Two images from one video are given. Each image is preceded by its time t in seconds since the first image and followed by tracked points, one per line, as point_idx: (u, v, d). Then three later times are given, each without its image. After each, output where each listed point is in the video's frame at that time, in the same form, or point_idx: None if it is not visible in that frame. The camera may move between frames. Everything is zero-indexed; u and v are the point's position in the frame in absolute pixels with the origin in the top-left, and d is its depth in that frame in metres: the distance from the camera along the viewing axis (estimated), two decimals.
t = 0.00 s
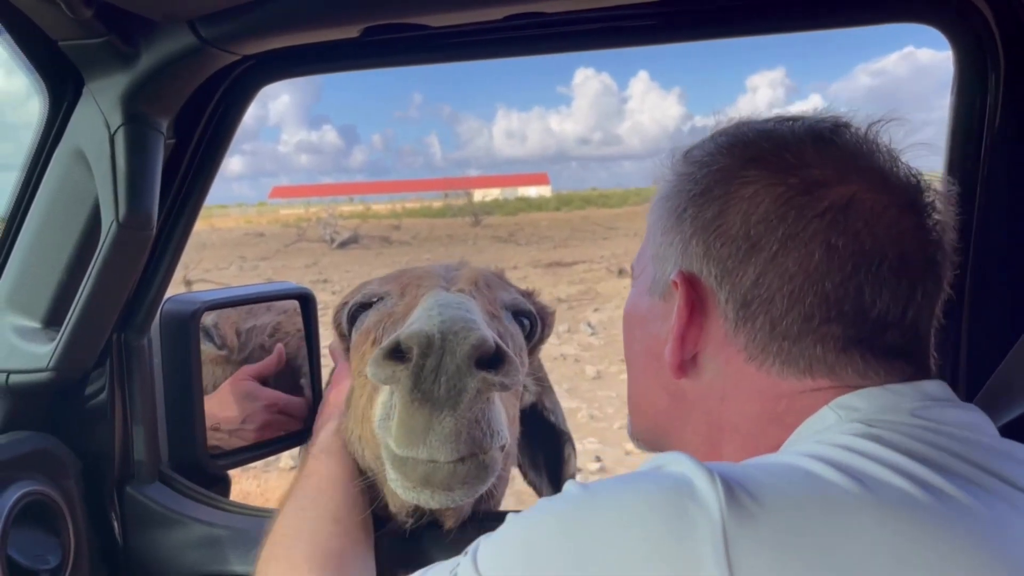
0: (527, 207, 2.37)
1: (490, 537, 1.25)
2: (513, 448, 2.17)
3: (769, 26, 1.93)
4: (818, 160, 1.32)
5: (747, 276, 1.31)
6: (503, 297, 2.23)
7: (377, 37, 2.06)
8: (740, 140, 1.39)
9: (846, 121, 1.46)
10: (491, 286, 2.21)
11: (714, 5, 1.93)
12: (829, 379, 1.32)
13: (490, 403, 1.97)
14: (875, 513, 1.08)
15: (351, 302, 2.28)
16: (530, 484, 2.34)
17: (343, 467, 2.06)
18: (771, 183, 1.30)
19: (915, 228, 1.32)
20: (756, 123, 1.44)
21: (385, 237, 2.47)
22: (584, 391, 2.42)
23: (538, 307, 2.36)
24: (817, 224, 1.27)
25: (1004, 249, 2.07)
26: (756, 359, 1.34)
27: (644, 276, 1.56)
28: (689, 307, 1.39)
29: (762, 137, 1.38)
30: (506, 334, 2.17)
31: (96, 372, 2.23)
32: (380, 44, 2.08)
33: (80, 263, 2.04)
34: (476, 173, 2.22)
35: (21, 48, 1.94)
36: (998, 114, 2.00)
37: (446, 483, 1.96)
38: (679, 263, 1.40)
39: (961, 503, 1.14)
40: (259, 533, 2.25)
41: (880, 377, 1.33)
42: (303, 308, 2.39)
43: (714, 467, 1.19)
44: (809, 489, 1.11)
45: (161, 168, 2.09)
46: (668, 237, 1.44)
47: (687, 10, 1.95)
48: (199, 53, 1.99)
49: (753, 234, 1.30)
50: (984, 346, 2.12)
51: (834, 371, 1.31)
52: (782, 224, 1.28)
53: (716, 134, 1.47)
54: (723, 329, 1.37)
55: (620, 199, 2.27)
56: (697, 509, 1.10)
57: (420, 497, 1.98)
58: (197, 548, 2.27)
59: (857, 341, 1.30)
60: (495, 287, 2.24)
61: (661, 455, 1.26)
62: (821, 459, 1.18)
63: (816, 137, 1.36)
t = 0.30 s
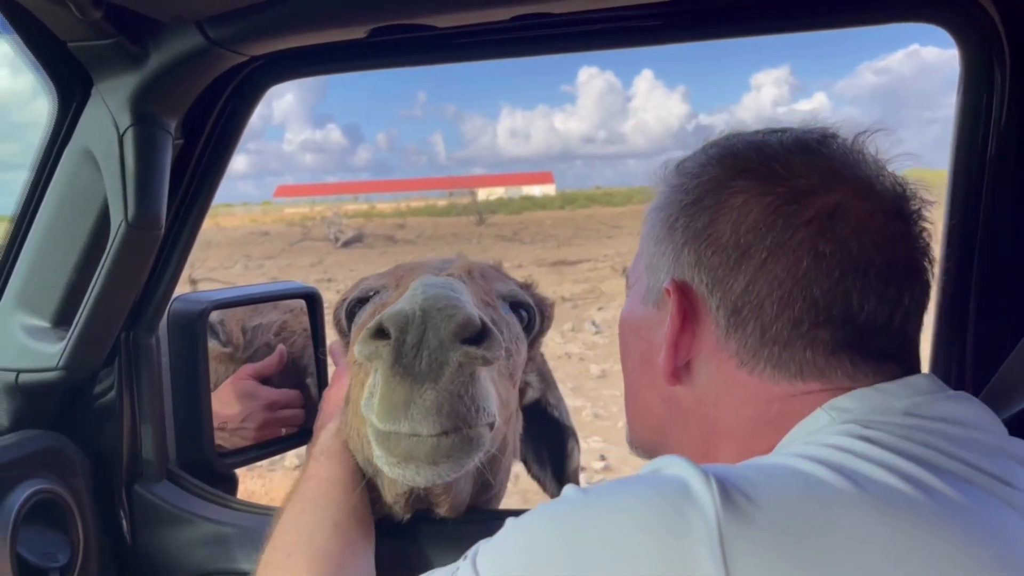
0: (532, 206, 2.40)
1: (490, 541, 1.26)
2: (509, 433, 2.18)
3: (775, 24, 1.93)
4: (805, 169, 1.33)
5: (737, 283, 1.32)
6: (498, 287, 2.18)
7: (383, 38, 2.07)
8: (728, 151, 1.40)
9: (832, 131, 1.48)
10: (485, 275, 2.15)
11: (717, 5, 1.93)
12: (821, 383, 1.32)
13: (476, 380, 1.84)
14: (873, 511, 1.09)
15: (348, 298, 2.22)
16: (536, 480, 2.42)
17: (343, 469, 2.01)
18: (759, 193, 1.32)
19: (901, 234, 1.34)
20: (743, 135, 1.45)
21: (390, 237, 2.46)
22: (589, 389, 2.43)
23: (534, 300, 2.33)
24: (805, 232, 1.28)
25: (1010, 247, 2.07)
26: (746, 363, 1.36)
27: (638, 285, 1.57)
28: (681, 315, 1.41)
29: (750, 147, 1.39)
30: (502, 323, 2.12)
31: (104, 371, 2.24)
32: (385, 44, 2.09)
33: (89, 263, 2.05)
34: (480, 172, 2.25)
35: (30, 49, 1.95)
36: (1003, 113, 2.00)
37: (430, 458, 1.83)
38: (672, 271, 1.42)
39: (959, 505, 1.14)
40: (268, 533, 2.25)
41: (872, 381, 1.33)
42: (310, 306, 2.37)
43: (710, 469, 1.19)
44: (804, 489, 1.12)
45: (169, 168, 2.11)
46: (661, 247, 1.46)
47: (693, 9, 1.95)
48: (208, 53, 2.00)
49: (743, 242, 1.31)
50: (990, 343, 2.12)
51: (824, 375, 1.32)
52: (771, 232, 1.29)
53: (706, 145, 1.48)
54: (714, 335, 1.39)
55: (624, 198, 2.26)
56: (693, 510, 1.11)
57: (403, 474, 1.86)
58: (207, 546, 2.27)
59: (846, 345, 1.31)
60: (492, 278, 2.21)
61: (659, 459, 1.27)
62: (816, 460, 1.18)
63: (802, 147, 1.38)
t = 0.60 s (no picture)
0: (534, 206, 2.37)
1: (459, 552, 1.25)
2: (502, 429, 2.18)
3: (777, 24, 1.92)
4: (774, 176, 1.35)
5: (707, 288, 1.34)
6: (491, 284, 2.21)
7: (383, 37, 2.07)
8: (699, 159, 1.43)
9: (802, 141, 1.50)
10: (478, 272, 2.17)
11: (718, 3, 1.92)
12: (790, 386, 1.34)
13: (464, 373, 1.74)
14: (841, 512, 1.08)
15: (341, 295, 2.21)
16: (538, 480, 2.47)
17: (332, 475, 2.00)
18: (728, 200, 1.34)
19: (868, 240, 1.36)
20: (715, 144, 1.48)
21: (392, 237, 2.47)
22: (591, 389, 2.42)
23: (530, 296, 2.42)
24: (772, 237, 1.31)
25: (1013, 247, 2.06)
26: (715, 366, 1.38)
27: (617, 293, 1.61)
28: (653, 322, 1.43)
29: (721, 155, 1.42)
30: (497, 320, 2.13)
31: (104, 370, 2.24)
32: (385, 43, 2.09)
33: (88, 262, 2.05)
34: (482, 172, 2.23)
35: (30, 48, 1.95)
36: (1006, 111, 1.98)
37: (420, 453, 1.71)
38: (645, 278, 1.45)
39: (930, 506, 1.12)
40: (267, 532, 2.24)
41: (840, 383, 1.35)
42: (310, 304, 2.40)
43: (678, 476, 1.18)
44: (770, 494, 1.11)
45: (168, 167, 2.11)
46: (636, 255, 1.48)
47: (693, 8, 1.95)
48: (208, 51, 2.00)
49: (712, 248, 1.34)
50: (993, 344, 2.11)
51: (793, 378, 1.34)
52: (739, 238, 1.31)
53: (680, 154, 1.51)
54: (686, 341, 1.41)
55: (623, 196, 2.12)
56: (661, 515, 1.10)
57: (390, 469, 1.73)
58: (206, 546, 2.26)
59: (815, 349, 1.33)
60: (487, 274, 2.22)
61: (630, 466, 1.26)
62: (780, 464, 1.17)
63: (771, 155, 1.40)
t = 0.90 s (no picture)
0: (537, 207, 2.31)
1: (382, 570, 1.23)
2: (501, 427, 2.17)
3: (777, 24, 1.93)
4: (678, 179, 1.37)
5: (620, 292, 1.38)
6: (491, 281, 2.20)
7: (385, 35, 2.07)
8: (617, 167, 1.45)
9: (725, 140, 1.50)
10: (476, 270, 2.16)
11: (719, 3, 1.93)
12: (701, 385, 1.37)
13: (451, 373, 1.62)
14: (764, 512, 1.06)
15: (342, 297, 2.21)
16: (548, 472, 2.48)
17: (328, 466, 1.94)
18: (633, 206, 1.37)
19: (775, 237, 1.37)
20: (639, 151, 1.49)
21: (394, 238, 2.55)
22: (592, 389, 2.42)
23: (532, 293, 2.38)
24: (675, 241, 1.33)
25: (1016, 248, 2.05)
26: (631, 367, 1.43)
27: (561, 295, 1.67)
28: (577, 328, 1.50)
29: (636, 162, 1.43)
30: (493, 318, 2.12)
31: (107, 366, 2.24)
32: (387, 41, 2.10)
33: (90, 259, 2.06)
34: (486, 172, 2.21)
35: (34, 46, 1.96)
36: (1008, 112, 1.98)
37: (405, 455, 1.59)
38: (573, 286, 1.51)
39: (834, 501, 1.10)
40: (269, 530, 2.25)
41: (750, 381, 1.37)
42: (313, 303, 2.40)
43: (585, 484, 1.18)
44: (667, 495, 1.10)
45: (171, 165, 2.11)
46: (570, 262, 1.52)
47: (696, 8, 1.95)
48: (212, 49, 2.00)
49: (621, 254, 1.37)
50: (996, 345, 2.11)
51: (701, 378, 1.37)
52: (640, 244, 1.35)
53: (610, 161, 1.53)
54: (606, 345, 1.47)
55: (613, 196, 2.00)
56: (563, 520, 1.10)
57: (377, 470, 1.60)
58: (208, 542, 2.27)
59: (724, 348, 1.36)
60: (486, 271, 2.21)
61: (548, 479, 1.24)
62: (685, 467, 1.17)
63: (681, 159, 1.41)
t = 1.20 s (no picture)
0: (539, 208, 2.29)
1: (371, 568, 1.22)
2: (490, 424, 2.20)
3: (780, 25, 1.93)
4: (653, 182, 1.38)
5: (599, 295, 1.39)
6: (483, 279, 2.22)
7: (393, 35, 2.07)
8: (595, 173, 1.47)
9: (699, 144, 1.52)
10: (464, 267, 2.18)
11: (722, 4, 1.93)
12: (680, 386, 1.37)
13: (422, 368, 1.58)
14: (759, 505, 1.06)
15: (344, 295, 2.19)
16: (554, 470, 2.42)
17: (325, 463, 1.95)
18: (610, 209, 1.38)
19: (750, 237, 1.38)
20: (617, 157, 1.50)
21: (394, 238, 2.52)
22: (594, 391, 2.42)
23: (527, 290, 2.44)
24: (651, 243, 1.34)
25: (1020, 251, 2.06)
26: (612, 370, 1.43)
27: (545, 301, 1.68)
28: (558, 334, 1.52)
29: (613, 168, 1.45)
30: (485, 316, 2.13)
31: (113, 363, 2.24)
32: (392, 41, 2.10)
33: (97, 257, 2.07)
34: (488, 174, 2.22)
35: (43, 44, 1.97)
36: (1013, 113, 1.98)
37: (376, 451, 1.54)
38: (555, 292, 1.52)
39: (821, 491, 1.10)
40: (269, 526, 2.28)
41: (728, 380, 1.37)
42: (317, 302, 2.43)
43: (578, 477, 1.18)
44: (658, 487, 1.11)
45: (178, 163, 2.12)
46: (551, 269, 1.53)
47: (699, 9, 1.95)
48: (220, 47, 2.01)
49: (600, 256, 1.38)
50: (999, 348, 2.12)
51: (678, 379, 1.37)
52: (618, 246, 1.36)
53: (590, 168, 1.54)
54: (587, 350, 1.47)
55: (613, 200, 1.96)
56: (556, 514, 1.09)
57: (353, 469, 1.56)
58: (211, 540, 2.28)
59: (703, 349, 1.36)
60: (476, 268, 2.24)
61: (541, 471, 1.25)
62: (671, 461, 1.17)
63: (656, 163, 1.42)
